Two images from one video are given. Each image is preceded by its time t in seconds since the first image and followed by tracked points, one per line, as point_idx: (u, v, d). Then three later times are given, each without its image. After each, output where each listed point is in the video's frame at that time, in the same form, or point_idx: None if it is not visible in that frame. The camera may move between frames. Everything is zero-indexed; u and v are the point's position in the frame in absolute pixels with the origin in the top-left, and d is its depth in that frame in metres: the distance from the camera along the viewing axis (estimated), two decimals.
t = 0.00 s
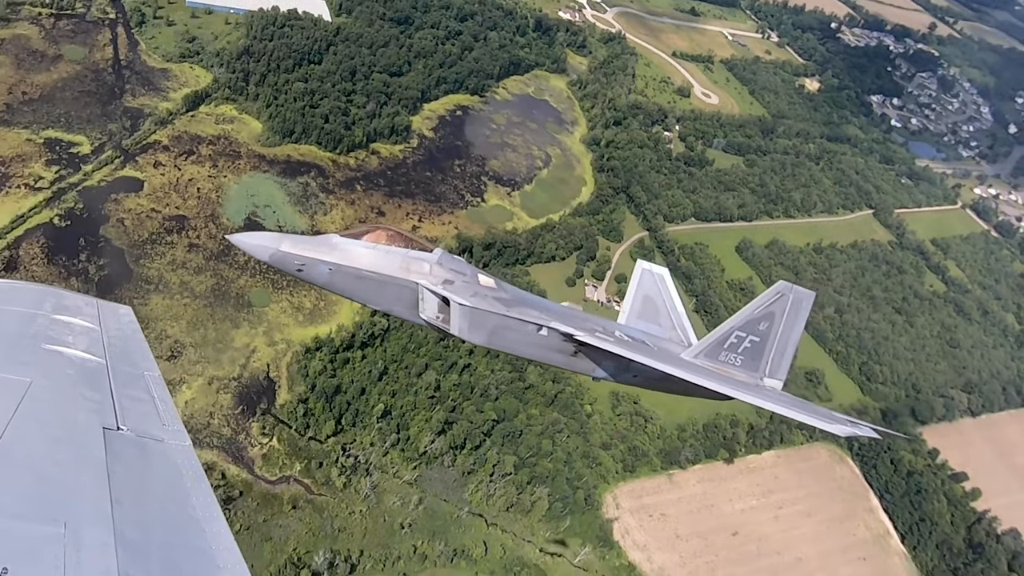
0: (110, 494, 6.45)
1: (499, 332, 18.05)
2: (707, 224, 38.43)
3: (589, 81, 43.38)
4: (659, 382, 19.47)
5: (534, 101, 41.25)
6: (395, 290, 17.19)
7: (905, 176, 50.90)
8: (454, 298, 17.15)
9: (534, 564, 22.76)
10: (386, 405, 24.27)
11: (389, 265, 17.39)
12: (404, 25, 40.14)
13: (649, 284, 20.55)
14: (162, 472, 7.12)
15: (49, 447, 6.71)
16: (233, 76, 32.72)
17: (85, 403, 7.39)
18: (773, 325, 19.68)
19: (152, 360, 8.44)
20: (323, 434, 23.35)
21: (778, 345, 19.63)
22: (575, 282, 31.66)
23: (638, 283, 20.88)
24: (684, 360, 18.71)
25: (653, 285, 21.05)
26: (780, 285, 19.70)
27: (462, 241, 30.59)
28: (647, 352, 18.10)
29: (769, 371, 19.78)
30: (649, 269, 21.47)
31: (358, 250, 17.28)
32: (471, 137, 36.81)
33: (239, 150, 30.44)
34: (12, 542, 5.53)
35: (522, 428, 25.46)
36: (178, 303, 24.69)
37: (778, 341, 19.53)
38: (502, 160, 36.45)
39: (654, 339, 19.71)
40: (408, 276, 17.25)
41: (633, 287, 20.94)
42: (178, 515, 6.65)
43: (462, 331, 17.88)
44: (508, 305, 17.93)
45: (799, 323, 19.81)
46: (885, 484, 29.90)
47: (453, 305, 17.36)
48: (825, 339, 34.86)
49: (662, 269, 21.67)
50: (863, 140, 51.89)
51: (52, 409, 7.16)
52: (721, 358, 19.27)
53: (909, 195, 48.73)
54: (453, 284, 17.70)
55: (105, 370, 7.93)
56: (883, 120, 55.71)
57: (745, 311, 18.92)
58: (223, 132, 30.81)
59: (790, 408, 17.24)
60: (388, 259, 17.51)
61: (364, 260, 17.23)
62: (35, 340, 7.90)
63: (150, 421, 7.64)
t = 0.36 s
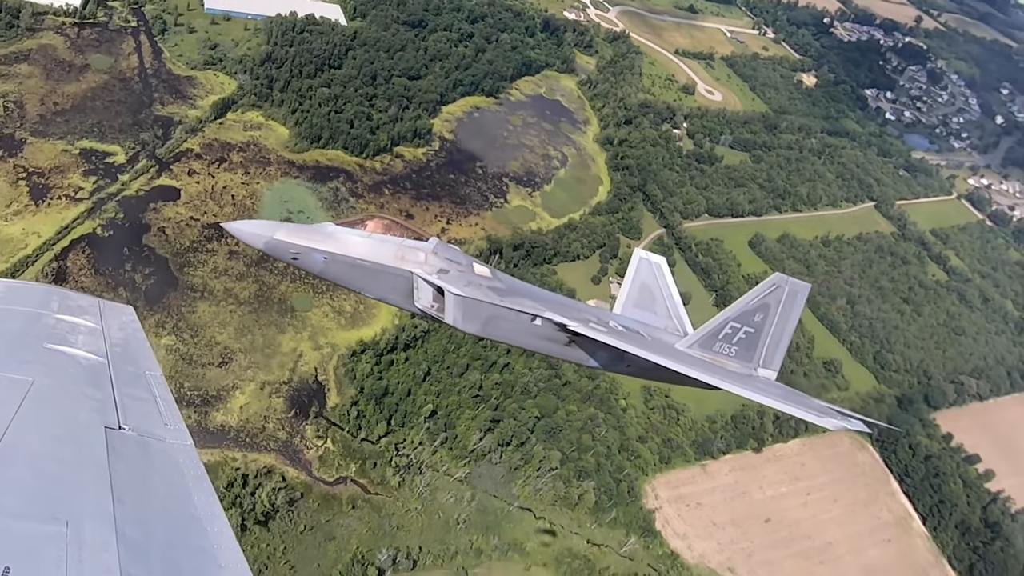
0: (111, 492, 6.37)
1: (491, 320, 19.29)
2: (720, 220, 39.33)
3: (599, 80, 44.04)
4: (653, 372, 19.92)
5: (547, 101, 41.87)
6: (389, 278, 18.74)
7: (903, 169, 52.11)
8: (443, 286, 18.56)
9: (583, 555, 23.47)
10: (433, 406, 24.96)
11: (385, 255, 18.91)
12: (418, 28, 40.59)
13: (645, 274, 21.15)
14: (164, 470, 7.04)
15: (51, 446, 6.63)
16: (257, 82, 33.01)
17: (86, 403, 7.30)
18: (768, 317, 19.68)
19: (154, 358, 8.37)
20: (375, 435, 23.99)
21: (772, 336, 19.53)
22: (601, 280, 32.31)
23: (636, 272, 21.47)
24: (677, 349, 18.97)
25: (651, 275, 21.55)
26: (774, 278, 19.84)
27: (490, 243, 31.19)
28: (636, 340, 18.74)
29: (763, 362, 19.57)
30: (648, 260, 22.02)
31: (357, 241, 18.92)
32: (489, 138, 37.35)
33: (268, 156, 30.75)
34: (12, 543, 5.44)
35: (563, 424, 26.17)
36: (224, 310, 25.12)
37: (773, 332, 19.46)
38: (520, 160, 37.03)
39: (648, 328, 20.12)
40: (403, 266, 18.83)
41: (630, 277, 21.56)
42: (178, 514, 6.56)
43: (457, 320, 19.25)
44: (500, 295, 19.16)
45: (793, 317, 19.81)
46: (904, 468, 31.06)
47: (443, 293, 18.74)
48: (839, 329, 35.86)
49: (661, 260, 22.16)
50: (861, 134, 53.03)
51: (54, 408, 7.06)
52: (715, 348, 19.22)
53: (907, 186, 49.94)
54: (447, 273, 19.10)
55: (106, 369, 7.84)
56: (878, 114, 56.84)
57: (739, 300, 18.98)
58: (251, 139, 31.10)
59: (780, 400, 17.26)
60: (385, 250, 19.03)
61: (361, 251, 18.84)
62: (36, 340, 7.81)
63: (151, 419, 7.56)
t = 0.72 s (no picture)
0: (113, 493, 5.68)
1: (488, 309, 18.62)
2: (732, 215, 40.29)
3: (608, 79, 44.72)
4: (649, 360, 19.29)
5: (559, 100, 42.51)
6: (384, 266, 18.21)
7: (900, 160, 53.33)
8: (439, 274, 17.93)
9: (629, 543, 24.33)
10: (479, 404, 25.48)
11: (381, 242, 18.39)
12: (432, 30, 41.11)
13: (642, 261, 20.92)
14: (167, 470, 6.29)
15: (49, 445, 5.91)
16: (282, 87, 33.34)
17: (89, 401, 6.55)
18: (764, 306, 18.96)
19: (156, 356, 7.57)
20: (424, 433, 24.59)
21: (768, 325, 18.87)
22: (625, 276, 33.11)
23: (633, 261, 21.17)
24: (674, 339, 18.26)
25: (648, 263, 21.35)
26: (771, 266, 18.99)
27: (518, 243, 31.84)
28: (634, 330, 17.94)
29: (758, 351, 19.01)
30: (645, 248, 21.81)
31: (351, 228, 18.43)
32: (507, 138, 37.92)
33: (298, 161, 31.10)
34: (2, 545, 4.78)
35: (602, 418, 26.92)
36: (269, 314, 25.57)
37: (768, 321, 18.78)
38: (539, 159, 37.65)
39: (643, 316, 19.62)
40: (398, 254, 18.26)
41: (627, 265, 21.29)
42: (182, 515, 5.87)
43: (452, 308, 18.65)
44: (498, 284, 18.48)
45: (791, 305, 19.02)
46: (921, 451, 32.28)
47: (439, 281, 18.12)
48: (852, 319, 36.95)
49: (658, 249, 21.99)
50: (859, 126, 54.20)
51: (52, 407, 6.30)
52: (708, 337, 18.60)
53: (905, 177, 51.17)
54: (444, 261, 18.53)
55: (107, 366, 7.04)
56: (873, 106, 58.05)
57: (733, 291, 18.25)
58: (280, 144, 31.44)
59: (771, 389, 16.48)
60: (380, 237, 18.49)
61: (355, 237, 18.31)
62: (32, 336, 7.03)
63: (153, 419, 6.79)
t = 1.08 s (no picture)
0: (115, 489, 6.25)
1: (486, 300, 19.02)
2: (743, 210, 41.13)
3: (617, 76, 45.29)
4: (645, 351, 19.63)
5: (570, 98, 43.05)
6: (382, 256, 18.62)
7: (899, 152, 54.42)
8: (436, 264, 18.33)
9: (666, 532, 25.13)
10: (516, 400, 25.99)
11: (379, 232, 18.79)
12: (445, 31, 41.58)
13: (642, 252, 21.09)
14: (166, 468, 6.89)
15: (56, 442, 6.50)
16: (304, 90, 33.64)
17: (90, 400, 7.19)
18: (761, 297, 19.51)
19: (156, 359, 8.30)
20: (467, 430, 25.12)
21: (764, 316, 19.42)
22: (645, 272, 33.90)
23: (632, 250, 21.35)
24: (671, 330, 18.62)
25: (648, 252, 21.52)
26: (770, 258, 19.53)
27: (542, 241, 32.43)
28: (631, 321, 18.24)
29: (754, 341, 19.55)
30: (644, 237, 21.92)
31: (350, 218, 18.81)
32: (523, 137, 38.43)
33: (324, 163, 31.45)
34: (17, 537, 5.32)
35: (634, 411, 27.57)
36: (309, 316, 26.00)
37: (765, 312, 19.34)
38: (554, 157, 38.17)
39: (642, 307, 19.93)
40: (396, 244, 18.60)
41: (626, 255, 21.46)
42: (182, 513, 6.43)
43: (450, 298, 19.06)
44: (496, 275, 18.85)
45: (788, 297, 19.64)
46: (935, 436, 33.33)
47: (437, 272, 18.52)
48: (863, 309, 37.90)
49: (657, 238, 22.11)
50: (858, 119, 55.20)
51: (57, 405, 6.92)
52: (706, 327, 19.11)
53: (904, 169, 52.25)
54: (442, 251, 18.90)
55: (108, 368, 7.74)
56: (870, 99, 59.09)
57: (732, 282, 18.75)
58: (305, 147, 31.76)
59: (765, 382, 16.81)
60: (379, 226, 18.86)
61: (354, 227, 18.71)
62: (39, 338, 7.71)
63: (154, 418, 7.45)
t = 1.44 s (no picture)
0: (116, 487, 6.70)
1: (485, 291, 19.37)
2: (754, 202, 42.09)
3: (627, 72, 45.94)
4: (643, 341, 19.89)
5: (583, 95, 43.63)
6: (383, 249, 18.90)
7: (898, 143, 55.56)
8: (437, 257, 18.62)
9: (704, 518, 26.01)
10: (556, 394, 26.70)
11: (380, 224, 19.02)
12: (459, 30, 42.48)
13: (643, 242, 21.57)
14: (167, 466, 7.30)
15: (60, 440, 6.94)
16: (329, 92, 34.01)
17: (93, 397, 7.57)
18: (762, 289, 20.05)
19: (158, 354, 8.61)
20: (512, 424, 25.73)
21: (763, 308, 19.91)
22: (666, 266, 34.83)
23: (633, 240, 21.83)
24: (672, 321, 19.05)
25: (648, 243, 22.02)
26: (770, 251, 20.12)
27: (568, 238, 33.12)
28: (630, 313, 18.64)
29: (755, 333, 20.04)
30: (645, 228, 22.40)
31: (350, 210, 18.99)
32: (541, 134, 39.02)
33: (353, 165, 31.86)
34: (23, 536, 5.82)
35: (668, 402, 28.38)
36: (352, 316, 26.49)
37: (765, 304, 19.86)
38: (573, 153, 38.70)
39: (642, 298, 20.39)
40: (396, 235, 18.91)
41: (627, 245, 21.92)
42: (186, 513, 6.92)
43: (450, 290, 19.38)
44: (495, 266, 19.14)
45: (788, 289, 20.16)
46: (949, 420, 34.51)
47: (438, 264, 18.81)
48: (875, 298, 38.94)
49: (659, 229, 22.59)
50: (858, 111, 56.28)
51: (61, 402, 7.34)
52: (707, 319, 19.55)
53: (903, 160, 53.42)
54: (442, 243, 19.17)
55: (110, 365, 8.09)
56: (868, 90, 60.18)
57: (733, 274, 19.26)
58: (334, 148, 32.14)
59: (765, 373, 17.21)
60: (379, 218, 19.11)
61: (354, 220, 18.91)
62: (41, 336, 8.10)
63: (156, 414, 7.82)
